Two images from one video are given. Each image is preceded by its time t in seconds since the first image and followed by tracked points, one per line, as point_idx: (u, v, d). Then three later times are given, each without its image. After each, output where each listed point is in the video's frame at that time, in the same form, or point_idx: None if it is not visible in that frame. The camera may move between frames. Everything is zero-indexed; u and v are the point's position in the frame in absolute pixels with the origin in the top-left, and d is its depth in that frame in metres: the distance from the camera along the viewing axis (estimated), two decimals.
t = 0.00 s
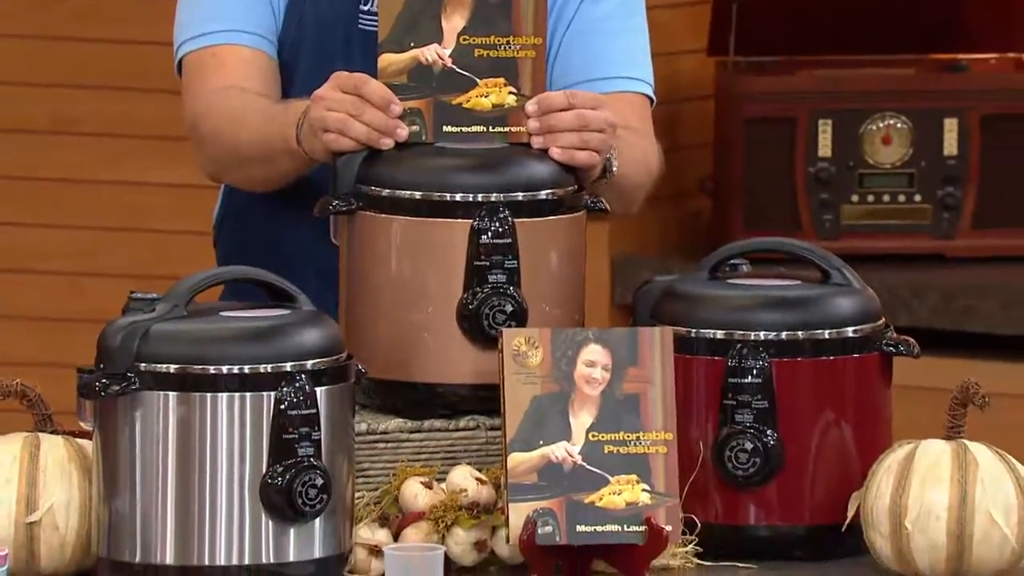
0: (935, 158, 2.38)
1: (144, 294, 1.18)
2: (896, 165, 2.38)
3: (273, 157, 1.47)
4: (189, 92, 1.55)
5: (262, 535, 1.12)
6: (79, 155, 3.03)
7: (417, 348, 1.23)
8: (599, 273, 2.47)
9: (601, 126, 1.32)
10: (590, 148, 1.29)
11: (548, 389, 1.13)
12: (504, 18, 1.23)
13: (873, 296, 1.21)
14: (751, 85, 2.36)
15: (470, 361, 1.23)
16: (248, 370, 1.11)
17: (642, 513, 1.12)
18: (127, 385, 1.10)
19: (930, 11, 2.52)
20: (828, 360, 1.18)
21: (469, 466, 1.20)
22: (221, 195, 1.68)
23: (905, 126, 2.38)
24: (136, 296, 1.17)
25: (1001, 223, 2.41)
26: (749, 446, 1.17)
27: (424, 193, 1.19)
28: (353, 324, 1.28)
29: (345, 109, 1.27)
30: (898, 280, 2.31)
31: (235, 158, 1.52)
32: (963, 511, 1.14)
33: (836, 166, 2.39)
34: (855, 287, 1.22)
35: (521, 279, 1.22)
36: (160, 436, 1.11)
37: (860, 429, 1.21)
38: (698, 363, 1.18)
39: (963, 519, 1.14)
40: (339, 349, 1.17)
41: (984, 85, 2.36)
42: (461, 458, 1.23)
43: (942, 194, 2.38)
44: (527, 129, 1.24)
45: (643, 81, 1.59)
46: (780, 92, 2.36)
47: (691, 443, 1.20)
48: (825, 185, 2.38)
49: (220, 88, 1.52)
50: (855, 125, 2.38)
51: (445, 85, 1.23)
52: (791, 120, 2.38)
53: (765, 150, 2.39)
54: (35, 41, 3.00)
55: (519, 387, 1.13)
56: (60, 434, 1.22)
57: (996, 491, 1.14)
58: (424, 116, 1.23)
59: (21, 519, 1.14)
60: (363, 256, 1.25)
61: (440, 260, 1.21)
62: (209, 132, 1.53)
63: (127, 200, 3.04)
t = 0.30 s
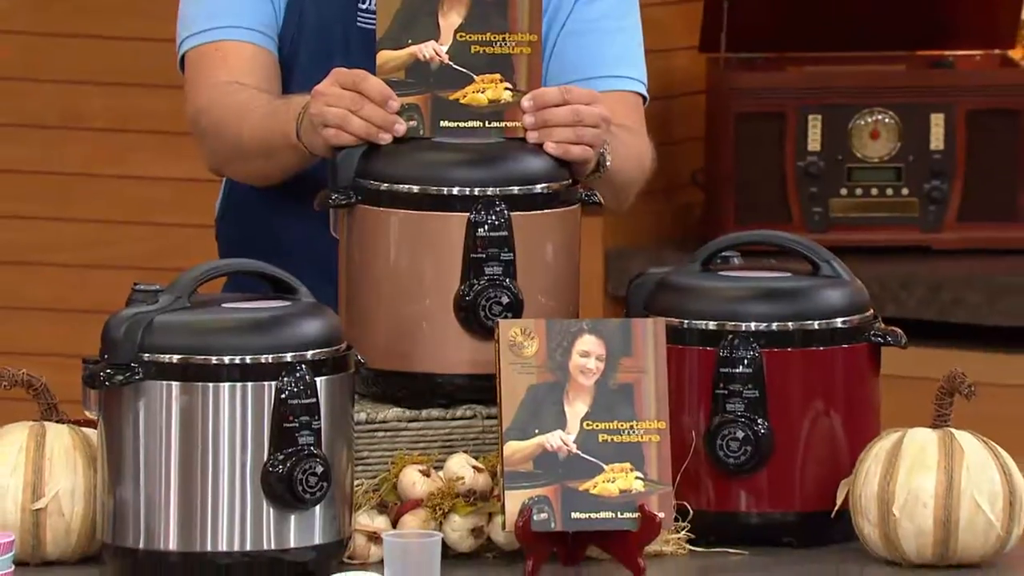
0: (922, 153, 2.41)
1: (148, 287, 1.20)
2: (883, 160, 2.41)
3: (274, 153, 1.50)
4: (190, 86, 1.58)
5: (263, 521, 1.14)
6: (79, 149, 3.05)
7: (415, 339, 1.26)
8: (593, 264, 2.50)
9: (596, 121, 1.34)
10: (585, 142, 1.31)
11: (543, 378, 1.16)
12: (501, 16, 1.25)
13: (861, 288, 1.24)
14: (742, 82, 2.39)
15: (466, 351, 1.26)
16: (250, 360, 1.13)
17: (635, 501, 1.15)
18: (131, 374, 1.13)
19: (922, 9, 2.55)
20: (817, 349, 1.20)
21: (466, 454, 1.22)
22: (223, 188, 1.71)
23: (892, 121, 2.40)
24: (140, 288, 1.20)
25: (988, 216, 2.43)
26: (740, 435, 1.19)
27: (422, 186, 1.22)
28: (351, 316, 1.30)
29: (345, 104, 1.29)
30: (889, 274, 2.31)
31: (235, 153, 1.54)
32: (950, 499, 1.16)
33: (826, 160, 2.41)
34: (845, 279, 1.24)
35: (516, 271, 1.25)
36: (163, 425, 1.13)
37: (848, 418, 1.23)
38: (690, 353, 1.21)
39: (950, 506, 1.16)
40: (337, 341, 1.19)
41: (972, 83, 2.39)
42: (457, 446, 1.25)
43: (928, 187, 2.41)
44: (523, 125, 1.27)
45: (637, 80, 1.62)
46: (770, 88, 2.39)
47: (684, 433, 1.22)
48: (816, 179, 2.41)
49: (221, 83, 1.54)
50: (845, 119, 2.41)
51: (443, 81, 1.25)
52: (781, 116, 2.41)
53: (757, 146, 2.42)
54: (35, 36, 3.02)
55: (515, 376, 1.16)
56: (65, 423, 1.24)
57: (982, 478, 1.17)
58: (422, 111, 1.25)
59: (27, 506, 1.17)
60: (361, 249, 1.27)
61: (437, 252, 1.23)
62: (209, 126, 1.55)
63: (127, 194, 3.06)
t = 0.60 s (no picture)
0: (913, 148, 2.43)
1: (154, 279, 1.22)
2: (874, 155, 2.44)
3: (277, 148, 1.52)
4: (187, 81, 1.59)
5: (267, 510, 1.16)
6: (80, 144, 3.07)
7: (416, 331, 1.28)
8: (591, 256, 2.52)
9: (594, 116, 1.36)
10: (583, 137, 1.33)
11: (542, 368, 1.18)
12: (501, 14, 1.28)
13: (853, 279, 1.26)
14: (736, 78, 2.42)
15: (467, 341, 1.29)
16: (255, 351, 1.15)
17: (632, 489, 1.17)
18: (138, 365, 1.15)
19: (914, 6, 2.58)
20: (811, 341, 1.23)
21: (467, 444, 1.24)
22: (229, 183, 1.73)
23: (884, 117, 2.43)
24: (146, 280, 1.21)
25: (978, 210, 2.46)
26: (735, 425, 1.22)
27: (424, 180, 1.24)
28: (354, 308, 1.33)
29: (347, 98, 1.31)
30: (878, 265, 2.32)
31: (236, 148, 1.56)
32: (940, 488, 1.19)
33: (819, 155, 2.44)
34: (837, 271, 1.27)
35: (516, 265, 1.28)
36: (169, 416, 1.16)
37: (841, 408, 1.26)
38: (686, 344, 1.23)
39: (941, 494, 1.19)
40: (340, 332, 1.21)
41: (963, 78, 2.41)
42: (458, 436, 1.28)
43: (919, 181, 2.44)
44: (523, 121, 1.29)
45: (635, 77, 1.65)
46: (764, 84, 2.42)
47: (680, 423, 1.25)
48: (810, 173, 2.43)
49: (219, 77, 1.56)
50: (837, 115, 2.43)
51: (444, 77, 1.28)
52: (775, 112, 2.43)
53: (751, 140, 2.45)
54: (37, 34, 3.04)
55: (514, 367, 1.18)
56: (73, 412, 1.26)
57: (972, 468, 1.19)
58: (423, 107, 1.28)
59: (36, 493, 1.19)
60: (364, 242, 1.30)
61: (438, 245, 1.26)
62: (207, 121, 1.57)
63: (128, 190, 3.08)
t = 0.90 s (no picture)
0: (904, 142, 2.46)
1: (161, 271, 1.25)
2: (866, 150, 2.46)
3: (280, 147, 1.54)
4: (192, 90, 1.62)
5: (272, 496, 1.19)
6: (82, 139, 3.10)
7: (418, 322, 1.31)
8: (589, 249, 2.55)
9: (593, 112, 1.39)
10: (582, 132, 1.36)
11: (542, 358, 1.21)
12: (501, 11, 1.30)
13: (846, 271, 1.29)
14: (731, 74, 2.45)
15: (468, 331, 1.31)
16: (260, 341, 1.18)
17: (629, 477, 1.20)
18: (145, 355, 1.18)
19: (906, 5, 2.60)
20: (804, 331, 1.26)
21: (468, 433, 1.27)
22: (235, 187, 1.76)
23: (876, 112, 2.46)
24: (154, 272, 1.25)
25: (968, 204, 2.48)
26: (730, 413, 1.25)
27: (426, 174, 1.27)
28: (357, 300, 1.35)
29: (350, 95, 1.33)
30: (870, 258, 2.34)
31: (241, 152, 1.59)
32: (931, 474, 1.21)
33: (812, 149, 2.47)
34: (830, 264, 1.29)
35: (516, 258, 1.30)
36: (177, 404, 1.18)
37: (834, 397, 1.28)
38: (682, 334, 1.26)
39: (931, 482, 1.21)
40: (344, 323, 1.24)
41: (952, 74, 2.44)
42: (459, 425, 1.30)
43: (909, 175, 2.46)
44: (522, 116, 1.32)
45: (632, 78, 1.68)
46: (758, 80, 2.45)
47: (676, 412, 1.27)
48: (803, 167, 2.46)
49: (224, 87, 1.59)
50: (829, 111, 2.46)
51: (445, 73, 1.30)
52: (769, 107, 2.46)
53: (746, 135, 2.47)
54: (40, 30, 3.07)
55: (513, 357, 1.20)
56: (81, 401, 1.29)
57: (962, 455, 1.22)
58: (425, 103, 1.30)
59: (46, 481, 1.22)
60: (367, 235, 1.32)
61: (440, 237, 1.29)
62: (212, 128, 1.60)
63: (130, 184, 3.11)
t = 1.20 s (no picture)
0: (897, 138, 2.48)
1: (169, 264, 1.28)
2: (859, 145, 2.49)
3: (283, 145, 1.57)
4: (196, 92, 1.65)
5: (277, 485, 1.22)
6: (86, 136, 3.13)
7: (419, 315, 1.34)
8: (587, 243, 2.58)
9: (591, 108, 1.42)
10: (580, 127, 1.39)
11: (541, 350, 1.23)
12: (500, 9, 1.33)
13: (839, 265, 1.31)
14: (727, 71, 2.47)
15: (469, 323, 1.34)
16: (264, 333, 1.20)
17: (627, 466, 1.23)
18: (153, 346, 1.20)
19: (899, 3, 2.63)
20: (798, 324, 1.28)
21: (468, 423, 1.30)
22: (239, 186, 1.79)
23: (868, 108, 2.48)
24: (161, 266, 1.27)
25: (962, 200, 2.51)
26: (725, 404, 1.27)
27: (427, 169, 1.30)
28: (360, 293, 1.38)
29: (352, 92, 1.36)
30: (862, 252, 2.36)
31: (245, 151, 1.62)
32: (921, 463, 1.24)
33: (807, 145, 2.49)
34: (824, 257, 1.32)
35: (516, 251, 1.33)
36: (184, 395, 1.21)
37: (827, 387, 1.31)
38: (679, 326, 1.29)
39: (922, 470, 1.24)
40: (347, 315, 1.26)
41: (943, 72, 2.47)
42: (460, 415, 1.33)
43: (901, 170, 2.49)
44: (521, 112, 1.35)
45: (628, 77, 1.70)
46: (753, 76, 2.47)
47: (673, 402, 1.30)
48: (797, 162, 2.49)
49: (227, 90, 1.62)
50: (823, 108, 2.48)
51: (446, 71, 1.33)
52: (764, 103, 2.48)
53: (741, 131, 2.49)
54: (44, 27, 3.09)
55: (513, 349, 1.23)
56: (90, 392, 1.32)
57: (952, 445, 1.24)
58: (426, 99, 1.33)
59: (56, 470, 1.25)
60: (369, 229, 1.35)
61: (441, 231, 1.32)
62: (216, 129, 1.63)
63: (134, 180, 3.14)
